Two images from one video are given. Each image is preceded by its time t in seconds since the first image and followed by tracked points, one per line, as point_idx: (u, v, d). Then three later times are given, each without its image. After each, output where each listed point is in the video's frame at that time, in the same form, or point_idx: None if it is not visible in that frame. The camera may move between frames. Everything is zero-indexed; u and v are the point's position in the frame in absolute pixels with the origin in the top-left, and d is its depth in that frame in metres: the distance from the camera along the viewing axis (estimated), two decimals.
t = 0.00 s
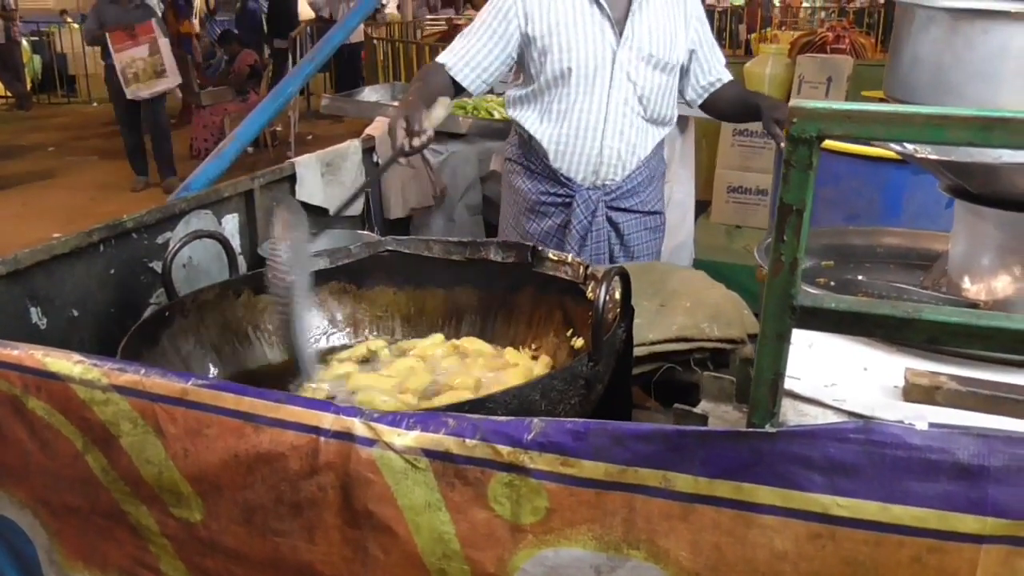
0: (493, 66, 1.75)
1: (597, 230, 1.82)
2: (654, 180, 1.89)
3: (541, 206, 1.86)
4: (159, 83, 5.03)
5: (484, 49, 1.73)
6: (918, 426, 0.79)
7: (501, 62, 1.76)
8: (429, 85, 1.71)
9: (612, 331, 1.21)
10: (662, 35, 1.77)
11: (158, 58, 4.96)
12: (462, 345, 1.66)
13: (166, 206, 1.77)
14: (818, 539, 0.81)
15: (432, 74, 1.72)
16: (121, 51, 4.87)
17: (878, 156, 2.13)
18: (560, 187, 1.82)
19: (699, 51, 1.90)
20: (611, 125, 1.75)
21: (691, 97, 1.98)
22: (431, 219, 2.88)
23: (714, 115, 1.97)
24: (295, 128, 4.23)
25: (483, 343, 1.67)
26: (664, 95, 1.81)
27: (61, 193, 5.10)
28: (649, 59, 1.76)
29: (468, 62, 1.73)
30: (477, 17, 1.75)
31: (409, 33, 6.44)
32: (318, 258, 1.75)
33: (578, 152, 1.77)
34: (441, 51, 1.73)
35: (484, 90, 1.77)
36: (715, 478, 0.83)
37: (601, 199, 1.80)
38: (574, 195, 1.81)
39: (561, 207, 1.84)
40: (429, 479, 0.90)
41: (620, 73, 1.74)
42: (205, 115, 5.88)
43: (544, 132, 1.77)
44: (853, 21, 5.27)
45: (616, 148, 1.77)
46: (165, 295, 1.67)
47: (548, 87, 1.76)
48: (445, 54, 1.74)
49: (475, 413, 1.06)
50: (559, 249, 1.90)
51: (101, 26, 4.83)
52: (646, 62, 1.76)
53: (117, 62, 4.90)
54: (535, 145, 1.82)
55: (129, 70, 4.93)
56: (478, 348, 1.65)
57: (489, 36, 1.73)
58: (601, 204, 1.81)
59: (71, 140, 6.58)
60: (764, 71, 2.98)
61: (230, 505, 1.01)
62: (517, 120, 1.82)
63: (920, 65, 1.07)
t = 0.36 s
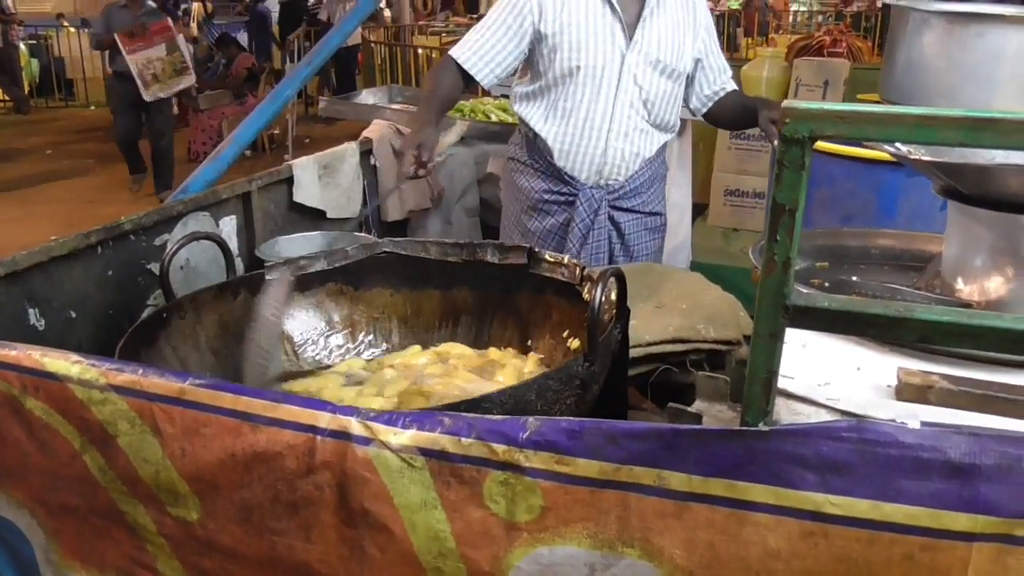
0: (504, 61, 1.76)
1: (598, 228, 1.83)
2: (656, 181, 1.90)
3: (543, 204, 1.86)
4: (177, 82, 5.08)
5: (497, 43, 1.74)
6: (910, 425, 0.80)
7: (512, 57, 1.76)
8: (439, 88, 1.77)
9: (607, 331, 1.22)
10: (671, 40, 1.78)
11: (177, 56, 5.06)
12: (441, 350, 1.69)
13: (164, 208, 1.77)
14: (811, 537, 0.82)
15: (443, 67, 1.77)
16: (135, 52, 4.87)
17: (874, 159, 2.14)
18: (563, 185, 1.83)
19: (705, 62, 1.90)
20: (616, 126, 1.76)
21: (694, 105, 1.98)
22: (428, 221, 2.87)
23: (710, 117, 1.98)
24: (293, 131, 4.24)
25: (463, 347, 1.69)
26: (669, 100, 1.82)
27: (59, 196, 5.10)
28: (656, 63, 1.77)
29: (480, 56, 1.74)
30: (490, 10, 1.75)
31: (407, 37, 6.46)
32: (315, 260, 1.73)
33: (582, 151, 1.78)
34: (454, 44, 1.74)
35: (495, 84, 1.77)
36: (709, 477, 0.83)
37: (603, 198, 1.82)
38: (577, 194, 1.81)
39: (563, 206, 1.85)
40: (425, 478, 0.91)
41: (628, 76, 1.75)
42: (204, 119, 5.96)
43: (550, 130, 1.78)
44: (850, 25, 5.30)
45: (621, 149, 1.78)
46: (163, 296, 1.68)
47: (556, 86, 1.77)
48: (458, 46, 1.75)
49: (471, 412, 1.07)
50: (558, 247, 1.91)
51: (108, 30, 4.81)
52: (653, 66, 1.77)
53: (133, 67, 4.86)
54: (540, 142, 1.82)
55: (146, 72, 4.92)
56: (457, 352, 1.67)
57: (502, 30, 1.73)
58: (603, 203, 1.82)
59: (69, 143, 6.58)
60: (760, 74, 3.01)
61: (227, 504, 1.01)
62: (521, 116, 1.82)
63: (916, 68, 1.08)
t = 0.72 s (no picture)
0: (497, 63, 1.80)
1: (585, 230, 1.82)
2: (648, 186, 1.88)
3: (533, 205, 1.88)
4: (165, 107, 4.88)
5: (490, 46, 1.79)
6: (904, 422, 0.80)
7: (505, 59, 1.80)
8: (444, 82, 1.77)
9: (605, 331, 1.22)
10: (664, 44, 1.78)
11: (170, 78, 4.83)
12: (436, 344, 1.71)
13: (163, 210, 1.78)
14: (806, 533, 0.82)
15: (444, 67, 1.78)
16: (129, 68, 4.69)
17: (872, 160, 2.15)
18: (550, 186, 1.84)
19: (703, 64, 1.89)
20: (602, 127, 1.76)
21: (696, 109, 1.95)
22: (426, 222, 2.89)
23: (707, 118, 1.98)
24: (292, 133, 4.24)
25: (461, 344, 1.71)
26: (660, 104, 1.81)
27: (58, 200, 5.11)
28: (647, 66, 1.77)
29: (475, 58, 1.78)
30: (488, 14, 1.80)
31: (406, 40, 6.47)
32: (314, 260, 1.75)
33: (568, 152, 1.79)
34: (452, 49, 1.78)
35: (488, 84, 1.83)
36: (704, 474, 0.84)
37: (589, 201, 1.81)
38: (564, 196, 1.82)
39: (551, 207, 1.86)
40: (423, 475, 0.91)
41: (615, 78, 1.75)
42: (203, 122, 5.98)
43: (538, 131, 1.80)
44: (848, 27, 5.31)
45: (607, 151, 1.78)
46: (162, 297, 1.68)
47: (547, 87, 1.80)
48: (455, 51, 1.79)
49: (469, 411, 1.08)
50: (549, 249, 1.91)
51: (103, 38, 4.61)
52: (643, 69, 1.77)
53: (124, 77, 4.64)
54: (530, 143, 1.85)
55: (136, 89, 4.74)
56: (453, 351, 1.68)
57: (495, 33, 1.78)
58: (589, 205, 1.81)
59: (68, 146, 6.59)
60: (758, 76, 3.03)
61: (225, 502, 1.02)
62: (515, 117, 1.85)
63: (913, 70, 1.08)
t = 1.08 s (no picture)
0: (492, 76, 1.71)
1: (605, 233, 1.84)
2: (653, 181, 1.93)
3: (547, 214, 1.86)
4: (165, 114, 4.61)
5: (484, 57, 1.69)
6: (900, 420, 0.81)
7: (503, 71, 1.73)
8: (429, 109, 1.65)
9: (603, 330, 1.23)
10: (657, 39, 1.79)
11: (173, 86, 4.52)
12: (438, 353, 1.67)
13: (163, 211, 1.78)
14: (803, 530, 0.83)
15: (435, 90, 1.68)
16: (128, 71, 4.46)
17: (868, 160, 2.16)
18: (568, 195, 1.83)
19: (687, 49, 1.90)
20: (617, 133, 1.77)
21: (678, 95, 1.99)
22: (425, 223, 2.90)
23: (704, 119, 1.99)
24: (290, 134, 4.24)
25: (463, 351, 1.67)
26: (661, 99, 1.84)
27: (56, 201, 5.10)
28: (648, 65, 1.79)
29: (473, 74, 1.69)
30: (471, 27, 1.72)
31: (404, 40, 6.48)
32: (314, 260, 1.75)
33: (585, 160, 1.79)
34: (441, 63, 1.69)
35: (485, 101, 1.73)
36: (702, 472, 0.84)
37: (609, 206, 1.83)
38: (582, 203, 1.82)
39: (568, 214, 1.85)
40: (422, 474, 0.92)
41: (622, 82, 1.76)
42: (200, 121, 5.90)
43: (551, 143, 1.79)
44: (846, 27, 5.32)
45: (622, 155, 1.80)
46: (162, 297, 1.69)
47: (553, 100, 1.77)
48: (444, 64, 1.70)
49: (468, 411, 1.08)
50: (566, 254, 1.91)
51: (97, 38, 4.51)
52: (643, 68, 1.79)
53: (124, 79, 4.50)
54: (539, 155, 1.83)
55: (134, 94, 4.57)
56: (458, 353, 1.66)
57: (489, 47, 1.70)
58: (609, 210, 1.84)
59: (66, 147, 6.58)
60: (755, 76, 3.04)
61: (226, 501, 1.02)
62: (519, 131, 1.82)
63: (910, 70, 1.09)
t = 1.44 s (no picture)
0: (488, 83, 1.73)
1: (598, 233, 1.84)
2: (649, 181, 1.92)
3: (541, 214, 1.86)
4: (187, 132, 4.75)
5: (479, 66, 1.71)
6: (903, 420, 0.81)
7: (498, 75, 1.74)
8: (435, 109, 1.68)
9: (603, 331, 1.23)
10: (651, 39, 1.79)
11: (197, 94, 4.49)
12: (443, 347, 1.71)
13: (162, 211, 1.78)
14: (806, 530, 0.83)
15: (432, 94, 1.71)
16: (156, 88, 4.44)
17: (869, 160, 2.16)
18: (560, 195, 1.83)
19: (682, 50, 1.90)
20: (609, 132, 1.77)
21: (677, 95, 1.98)
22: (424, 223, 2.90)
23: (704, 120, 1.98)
24: (289, 135, 4.24)
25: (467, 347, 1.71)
26: (655, 99, 1.83)
27: (55, 202, 5.09)
28: (641, 65, 1.78)
29: (467, 81, 1.71)
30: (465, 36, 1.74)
31: (401, 42, 6.48)
32: (313, 261, 1.74)
33: (577, 160, 1.79)
34: (434, 72, 1.72)
35: (483, 106, 1.75)
36: (704, 471, 0.84)
37: (601, 206, 1.82)
38: (575, 203, 1.82)
39: (561, 214, 1.85)
40: (424, 473, 0.92)
41: (615, 82, 1.76)
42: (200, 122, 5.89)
43: (544, 143, 1.79)
44: (844, 29, 5.32)
45: (614, 155, 1.79)
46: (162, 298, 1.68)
47: (546, 100, 1.77)
48: (438, 74, 1.73)
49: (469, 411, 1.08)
50: (560, 253, 1.91)
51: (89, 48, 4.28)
52: (637, 67, 1.78)
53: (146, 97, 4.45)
54: (533, 155, 1.83)
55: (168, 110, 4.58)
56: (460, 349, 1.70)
57: (484, 54, 1.72)
58: (601, 210, 1.83)
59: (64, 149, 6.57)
60: (754, 77, 3.04)
61: (227, 502, 1.02)
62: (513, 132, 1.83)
63: (910, 71, 1.09)
